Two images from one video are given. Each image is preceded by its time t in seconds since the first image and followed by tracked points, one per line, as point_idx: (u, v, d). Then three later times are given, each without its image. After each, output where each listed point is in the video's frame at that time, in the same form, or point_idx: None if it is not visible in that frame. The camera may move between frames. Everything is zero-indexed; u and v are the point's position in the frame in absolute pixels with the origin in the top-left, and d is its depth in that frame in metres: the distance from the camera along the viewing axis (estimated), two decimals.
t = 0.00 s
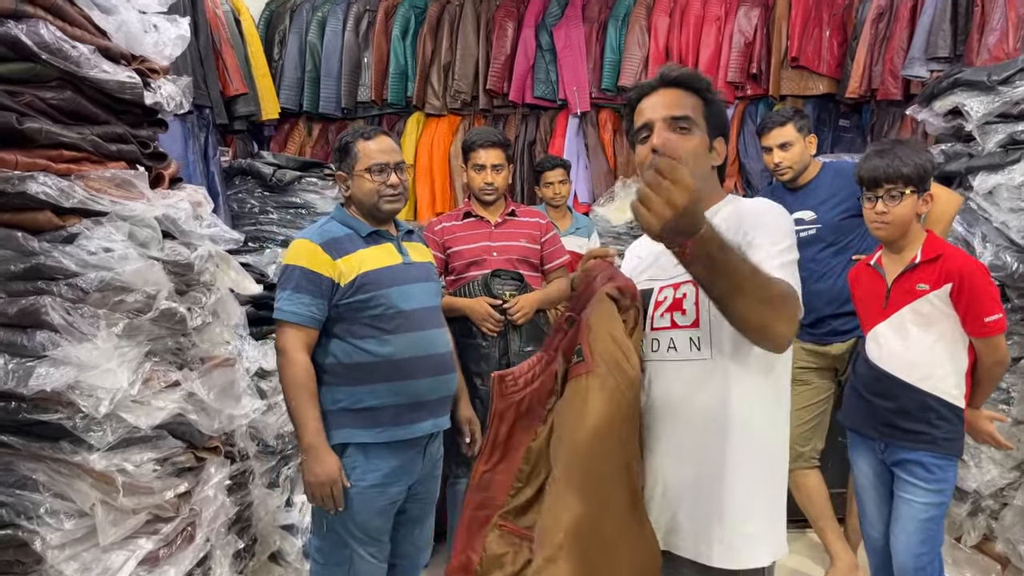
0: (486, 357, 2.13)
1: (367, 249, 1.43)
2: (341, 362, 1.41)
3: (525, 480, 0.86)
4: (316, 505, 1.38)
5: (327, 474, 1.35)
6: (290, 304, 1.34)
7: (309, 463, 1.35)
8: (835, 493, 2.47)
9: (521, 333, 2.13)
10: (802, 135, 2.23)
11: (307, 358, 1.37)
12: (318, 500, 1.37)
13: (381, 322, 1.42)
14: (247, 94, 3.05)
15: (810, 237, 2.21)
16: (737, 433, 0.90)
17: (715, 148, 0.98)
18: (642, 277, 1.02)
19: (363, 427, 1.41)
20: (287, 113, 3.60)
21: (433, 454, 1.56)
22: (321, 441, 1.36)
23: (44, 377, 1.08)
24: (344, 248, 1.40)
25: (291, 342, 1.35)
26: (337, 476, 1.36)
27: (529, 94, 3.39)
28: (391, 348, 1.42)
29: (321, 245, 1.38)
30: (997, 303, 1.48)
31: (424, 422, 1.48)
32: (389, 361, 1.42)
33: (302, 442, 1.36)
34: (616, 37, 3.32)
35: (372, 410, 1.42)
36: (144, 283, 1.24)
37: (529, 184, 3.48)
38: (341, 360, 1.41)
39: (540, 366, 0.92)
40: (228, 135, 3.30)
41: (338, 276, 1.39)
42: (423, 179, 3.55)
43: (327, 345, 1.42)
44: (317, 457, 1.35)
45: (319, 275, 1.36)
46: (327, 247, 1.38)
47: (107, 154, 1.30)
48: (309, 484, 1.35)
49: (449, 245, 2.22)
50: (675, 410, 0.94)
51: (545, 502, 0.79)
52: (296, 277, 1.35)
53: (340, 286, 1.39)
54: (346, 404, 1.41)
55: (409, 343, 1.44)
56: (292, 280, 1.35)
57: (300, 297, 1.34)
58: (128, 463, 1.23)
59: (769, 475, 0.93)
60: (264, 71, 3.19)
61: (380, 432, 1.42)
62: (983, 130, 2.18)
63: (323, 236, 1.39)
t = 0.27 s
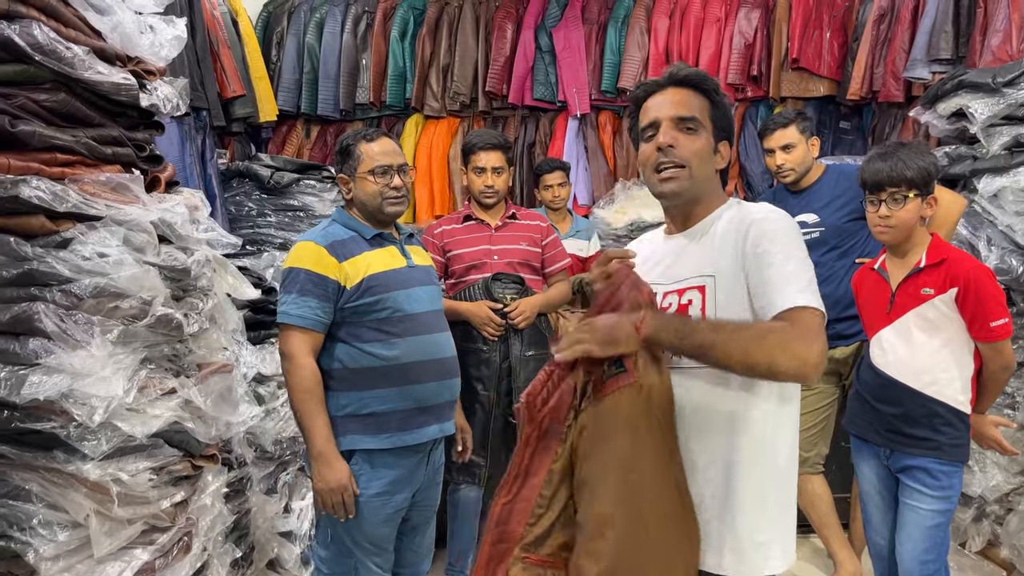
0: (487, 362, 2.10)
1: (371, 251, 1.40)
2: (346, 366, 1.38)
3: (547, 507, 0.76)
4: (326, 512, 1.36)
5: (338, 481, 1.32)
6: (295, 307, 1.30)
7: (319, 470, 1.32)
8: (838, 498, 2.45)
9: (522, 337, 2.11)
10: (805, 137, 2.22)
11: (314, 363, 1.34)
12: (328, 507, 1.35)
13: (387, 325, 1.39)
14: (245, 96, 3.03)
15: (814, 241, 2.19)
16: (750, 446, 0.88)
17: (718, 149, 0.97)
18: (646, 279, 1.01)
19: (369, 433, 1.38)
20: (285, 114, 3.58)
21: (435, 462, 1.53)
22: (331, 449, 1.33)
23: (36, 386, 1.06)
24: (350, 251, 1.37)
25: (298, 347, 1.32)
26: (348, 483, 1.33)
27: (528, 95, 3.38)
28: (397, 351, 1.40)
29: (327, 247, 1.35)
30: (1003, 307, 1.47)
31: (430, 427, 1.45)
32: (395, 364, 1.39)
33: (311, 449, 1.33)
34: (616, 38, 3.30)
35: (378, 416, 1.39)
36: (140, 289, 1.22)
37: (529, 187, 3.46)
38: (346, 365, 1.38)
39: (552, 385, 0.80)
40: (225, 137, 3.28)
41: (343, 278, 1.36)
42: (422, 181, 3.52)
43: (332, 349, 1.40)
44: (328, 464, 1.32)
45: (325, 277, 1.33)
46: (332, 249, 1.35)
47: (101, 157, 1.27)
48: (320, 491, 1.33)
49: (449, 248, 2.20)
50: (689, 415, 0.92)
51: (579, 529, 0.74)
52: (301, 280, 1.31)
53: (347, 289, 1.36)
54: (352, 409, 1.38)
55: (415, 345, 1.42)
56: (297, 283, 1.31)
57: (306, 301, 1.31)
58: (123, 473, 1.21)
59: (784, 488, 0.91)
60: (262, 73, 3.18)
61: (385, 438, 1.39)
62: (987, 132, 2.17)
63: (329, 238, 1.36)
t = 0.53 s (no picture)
0: (487, 364, 2.10)
1: (376, 252, 1.39)
2: (350, 371, 1.37)
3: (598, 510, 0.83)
4: (329, 522, 1.35)
5: (343, 489, 1.32)
6: (299, 311, 1.29)
7: (323, 478, 1.31)
8: (839, 501, 2.44)
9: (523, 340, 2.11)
10: (807, 138, 2.21)
11: (318, 368, 1.32)
12: (332, 516, 1.34)
13: (392, 329, 1.38)
14: (243, 97, 3.01)
15: (815, 242, 2.18)
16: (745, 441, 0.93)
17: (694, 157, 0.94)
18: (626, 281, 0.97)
19: (374, 438, 1.37)
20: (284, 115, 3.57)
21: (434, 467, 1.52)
22: (335, 455, 1.32)
23: (33, 389, 1.05)
24: (354, 253, 1.35)
25: (302, 352, 1.30)
26: (353, 492, 1.33)
27: (527, 97, 3.37)
28: (402, 355, 1.39)
29: (331, 249, 1.33)
30: (1004, 309, 1.46)
31: (433, 432, 1.45)
32: (401, 368, 1.39)
33: (314, 457, 1.31)
34: (616, 39, 3.29)
35: (383, 421, 1.38)
36: (138, 291, 1.20)
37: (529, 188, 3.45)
38: (350, 369, 1.37)
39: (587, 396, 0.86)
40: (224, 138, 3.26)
41: (348, 281, 1.34)
42: (421, 182, 3.51)
43: (335, 353, 1.39)
44: (332, 471, 1.31)
45: (329, 280, 1.32)
46: (336, 250, 1.33)
47: (99, 158, 1.26)
48: (324, 500, 1.32)
49: (449, 249, 2.19)
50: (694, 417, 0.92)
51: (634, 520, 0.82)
52: (304, 283, 1.30)
53: (351, 291, 1.34)
54: (355, 414, 1.37)
55: (418, 349, 1.41)
56: (300, 286, 1.30)
57: (310, 304, 1.30)
58: (121, 476, 1.19)
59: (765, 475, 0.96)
60: (260, 74, 3.17)
61: (389, 443, 1.38)
62: (989, 134, 2.16)
63: (333, 239, 1.34)
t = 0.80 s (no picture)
0: (486, 365, 2.11)
1: (368, 256, 1.38)
2: (353, 380, 1.37)
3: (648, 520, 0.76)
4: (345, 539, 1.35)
5: (358, 506, 1.32)
6: (297, 324, 1.28)
7: (336, 495, 1.31)
8: (839, 503, 2.45)
9: (522, 341, 2.12)
10: (806, 140, 2.22)
11: (322, 381, 1.31)
12: (347, 533, 1.34)
13: (394, 335, 1.38)
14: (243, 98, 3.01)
15: (814, 244, 2.18)
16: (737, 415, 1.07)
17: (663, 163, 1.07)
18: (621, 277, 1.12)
19: (382, 445, 1.38)
20: (283, 116, 3.57)
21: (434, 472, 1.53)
22: (347, 472, 1.32)
23: (34, 390, 1.05)
24: (348, 259, 1.34)
25: (306, 368, 1.29)
26: (367, 508, 1.33)
27: (527, 98, 3.36)
28: (405, 360, 1.39)
29: (326, 258, 1.32)
30: (999, 309, 1.47)
31: (439, 435, 1.48)
32: (406, 373, 1.39)
33: (326, 474, 1.31)
34: (615, 41, 3.30)
35: (389, 428, 1.39)
36: (138, 292, 1.20)
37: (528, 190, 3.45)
38: (354, 378, 1.37)
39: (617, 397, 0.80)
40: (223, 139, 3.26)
41: (345, 289, 1.33)
42: (420, 183, 3.51)
43: (335, 363, 1.38)
44: (347, 489, 1.31)
45: (326, 289, 1.31)
46: (330, 258, 1.32)
47: (100, 159, 1.27)
48: (339, 517, 1.32)
49: (450, 251, 2.18)
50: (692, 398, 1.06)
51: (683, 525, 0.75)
52: (300, 294, 1.28)
53: (349, 300, 1.34)
54: (360, 424, 1.37)
55: (422, 352, 1.42)
56: (296, 298, 1.28)
57: (309, 315, 1.28)
58: (122, 478, 1.19)
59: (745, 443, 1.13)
60: (260, 75, 3.17)
61: (398, 448, 1.40)
62: (988, 136, 2.17)
63: (326, 248, 1.33)
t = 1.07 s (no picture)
0: (486, 365, 2.12)
1: (362, 263, 1.38)
2: (351, 390, 1.38)
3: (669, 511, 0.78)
4: (351, 556, 1.35)
5: (363, 520, 1.32)
6: (294, 336, 1.27)
7: (341, 511, 1.31)
8: (837, 504, 2.46)
9: (522, 341, 2.13)
10: (804, 142, 2.24)
11: (321, 395, 1.30)
12: (353, 550, 1.34)
13: (390, 343, 1.40)
14: (244, 99, 3.03)
15: (812, 246, 2.20)
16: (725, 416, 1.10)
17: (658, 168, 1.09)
18: (616, 273, 1.12)
19: (380, 454, 1.40)
20: (284, 117, 3.58)
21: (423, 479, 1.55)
22: (351, 487, 1.31)
23: (38, 388, 1.06)
24: (344, 267, 1.34)
25: (305, 382, 1.28)
26: (372, 522, 1.33)
27: (526, 100, 3.38)
28: (402, 369, 1.41)
29: (322, 266, 1.31)
30: (995, 307, 1.48)
31: (432, 443, 1.50)
32: (401, 382, 1.41)
33: (330, 491, 1.30)
34: (614, 43, 3.32)
35: (385, 437, 1.41)
36: (142, 291, 1.21)
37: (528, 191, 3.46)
38: (350, 389, 1.38)
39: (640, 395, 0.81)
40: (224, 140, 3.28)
41: (343, 299, 1.33)
42: (420, 184, 3.53)
43: (334, 374, 1.38)
44: (352, 504, 1.31)
45: (325, 299, 1.30)
46: (326, 267, 1.32)
47: (103, 160, 1.28)
48: (346, 533, 1.31)
49: (449, 252, 2.20)
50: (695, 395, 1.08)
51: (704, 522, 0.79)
52: (298, 305, 1.28)
53: (346, 309, 1.33)
54: (358, 432, 1.39)
55: (417, 361, 1.43)
56: (294, 308, 1.28)
57: (307, 328, 1.28)
58: (125, 475, 1.20)
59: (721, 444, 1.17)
60: (260, 76, 3.17)
61: (393, 457, 1.41)
62: (986, 138, 2.18)
63: (321, 256, 1.32)
